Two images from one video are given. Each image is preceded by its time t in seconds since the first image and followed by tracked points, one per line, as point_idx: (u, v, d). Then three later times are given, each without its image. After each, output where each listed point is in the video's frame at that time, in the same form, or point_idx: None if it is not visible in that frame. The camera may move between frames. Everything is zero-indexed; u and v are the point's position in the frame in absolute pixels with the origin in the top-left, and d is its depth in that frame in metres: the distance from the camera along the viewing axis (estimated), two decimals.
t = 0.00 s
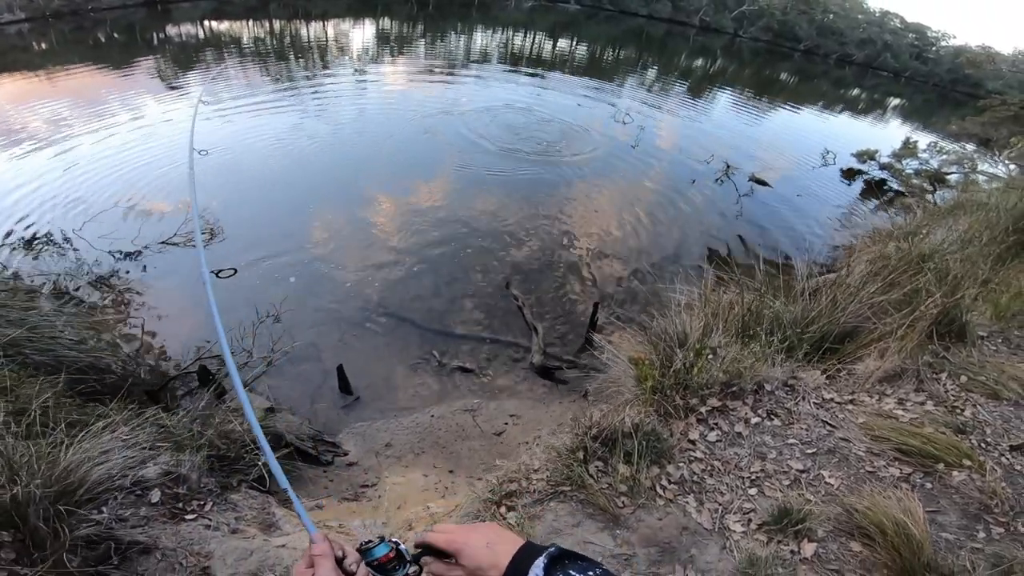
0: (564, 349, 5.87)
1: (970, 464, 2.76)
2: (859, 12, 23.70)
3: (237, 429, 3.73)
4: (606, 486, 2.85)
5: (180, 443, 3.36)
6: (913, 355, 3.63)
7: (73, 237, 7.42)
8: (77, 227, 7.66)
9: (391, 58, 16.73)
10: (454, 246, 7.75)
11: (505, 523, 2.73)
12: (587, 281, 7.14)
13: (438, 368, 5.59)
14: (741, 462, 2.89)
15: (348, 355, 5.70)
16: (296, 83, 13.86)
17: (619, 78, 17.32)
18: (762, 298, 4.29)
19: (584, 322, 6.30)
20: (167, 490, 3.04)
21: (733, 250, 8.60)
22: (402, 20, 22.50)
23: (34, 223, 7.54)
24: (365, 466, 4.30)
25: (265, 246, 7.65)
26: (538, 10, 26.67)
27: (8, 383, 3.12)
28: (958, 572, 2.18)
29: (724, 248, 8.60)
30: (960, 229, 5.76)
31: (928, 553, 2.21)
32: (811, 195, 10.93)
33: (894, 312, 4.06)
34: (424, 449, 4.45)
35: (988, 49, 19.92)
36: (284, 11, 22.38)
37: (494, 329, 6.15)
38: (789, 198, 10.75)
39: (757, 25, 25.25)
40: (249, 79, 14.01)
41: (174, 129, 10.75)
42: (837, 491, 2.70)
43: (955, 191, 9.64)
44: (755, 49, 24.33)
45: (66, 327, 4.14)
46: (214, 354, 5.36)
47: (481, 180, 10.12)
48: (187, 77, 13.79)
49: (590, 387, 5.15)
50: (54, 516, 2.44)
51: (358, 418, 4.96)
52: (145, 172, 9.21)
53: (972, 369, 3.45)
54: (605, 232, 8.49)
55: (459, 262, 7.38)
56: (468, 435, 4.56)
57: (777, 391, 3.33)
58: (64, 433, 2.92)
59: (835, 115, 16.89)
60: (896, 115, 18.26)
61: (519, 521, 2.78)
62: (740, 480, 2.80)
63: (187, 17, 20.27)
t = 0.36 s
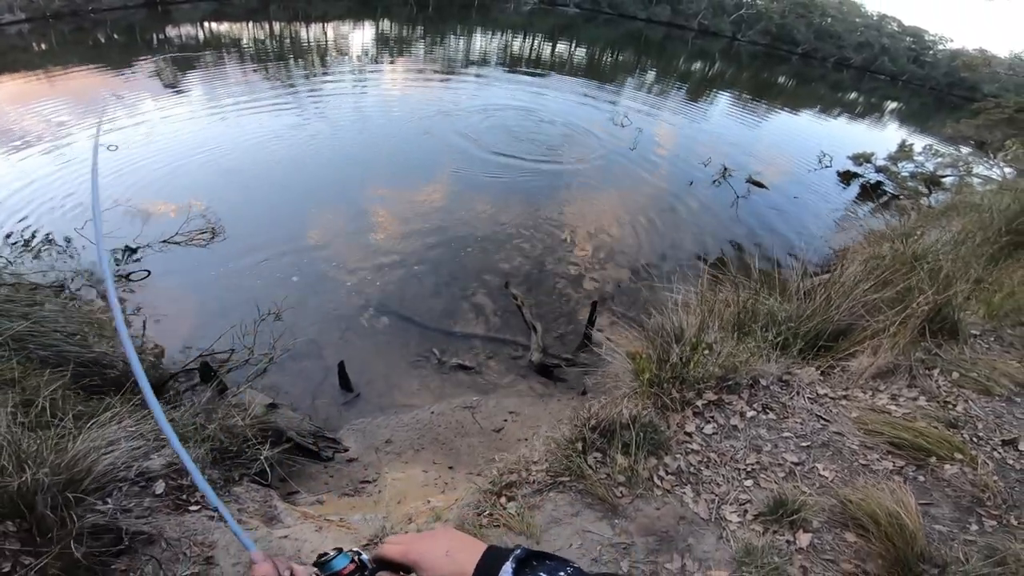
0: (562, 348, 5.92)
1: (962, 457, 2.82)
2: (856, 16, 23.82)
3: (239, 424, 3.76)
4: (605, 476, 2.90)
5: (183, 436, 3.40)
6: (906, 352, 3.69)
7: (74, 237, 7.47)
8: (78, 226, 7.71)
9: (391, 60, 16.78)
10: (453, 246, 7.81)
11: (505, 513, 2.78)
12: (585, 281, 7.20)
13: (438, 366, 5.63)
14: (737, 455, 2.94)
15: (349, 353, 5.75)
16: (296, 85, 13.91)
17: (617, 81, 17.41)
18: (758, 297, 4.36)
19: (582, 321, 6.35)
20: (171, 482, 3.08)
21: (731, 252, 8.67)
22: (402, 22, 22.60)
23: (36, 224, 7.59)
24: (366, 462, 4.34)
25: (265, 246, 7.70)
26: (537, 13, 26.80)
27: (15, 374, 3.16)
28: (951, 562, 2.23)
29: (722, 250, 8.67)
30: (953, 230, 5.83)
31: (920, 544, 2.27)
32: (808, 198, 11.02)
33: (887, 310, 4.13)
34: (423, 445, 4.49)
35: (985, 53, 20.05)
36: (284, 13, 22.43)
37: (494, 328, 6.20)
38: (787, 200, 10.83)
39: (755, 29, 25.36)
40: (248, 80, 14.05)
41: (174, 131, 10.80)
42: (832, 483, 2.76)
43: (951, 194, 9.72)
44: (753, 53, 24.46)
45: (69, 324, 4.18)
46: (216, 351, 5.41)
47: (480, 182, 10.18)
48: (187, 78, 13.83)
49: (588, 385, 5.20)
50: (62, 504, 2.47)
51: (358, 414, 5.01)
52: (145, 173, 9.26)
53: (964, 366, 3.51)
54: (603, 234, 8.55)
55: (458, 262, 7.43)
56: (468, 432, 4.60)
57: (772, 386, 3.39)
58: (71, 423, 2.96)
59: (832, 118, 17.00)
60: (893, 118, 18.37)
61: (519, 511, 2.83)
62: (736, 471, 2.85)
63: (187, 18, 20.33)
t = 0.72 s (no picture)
0: (565, 346, 5.96)
1: (959, 455, 2.85)
2: (863, 21, 23.80)
3: (246, 417, 3.82)
4: (606, 468, 2.95)
5: (193, 426, 3.46)
6: (906, 352, 3.73)
7: (83, 233, 7.57)
8: (89, 223, 7.83)
9: (397, 61, 16.90)
10: (457, 246, 7.88)
11: (508, 503, 2.83)
12: (588, 282, 7.25)
13: (441, 363, 5.68)
14: (737, 449, 2.98)
15: (353, 348, 5.81)
16: (303, 85, 14.02)
17: (622, 84, 17.47)
18: (759, 298, 4.41)
19: (586, 321, 6.39)
20: (180, 471, 3.10)
21: (733, 255, 8.70)
22: (408, 24, 22.74)
23: (47, 221, 7.71)
24: (369, 456, 4.39)
25: (272, 244, 7.79)
26: (543, 16, 26.92)
27: (29, 362, 3.23)
28: (947, 556, 2.26)
29: (725, 253, 8.71)
30: (955, 234, 5.86)
31: (918, 537, 2.30)
32: (811, 202, 11.04)
33: (887, 311, 4.18)
34: (427, 441, 4.54)
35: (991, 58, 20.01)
36: (291, 14, 22.58)
37: (497, 327, 6.25)
38: (790, 204, 10.86)
39: (761, 33, 25.33)
40: (255, 80, 14.16)
41: (182, 130, 10.91)
42: (830, 478, 2.79)
43: (954, 199, 9.73)
44: (758, 57, 24.48)
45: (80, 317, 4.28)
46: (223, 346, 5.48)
47: (485, 183, 10.25)
48: (194, 77, 13.95)
49: (590, 383, 5.24)
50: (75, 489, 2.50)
51: (362, 410, 5.06)
52: (155, 172, 9.38)
53: (964, 366, 3.53)
54: (606, 236, 8.62)
55: (462, 261, 7.49)
56: (471, 428, 4.65)
57: (772, 383, 3.43)
58: (84, 410, 3.01)
59: (836, 123, 17.01)
60: (898, 123, 18.37)
61: (522, 501, 2.88)
62: (736, 466, 2.89)
63: (196, 18, 20.51)
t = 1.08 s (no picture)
0: (572, 346, 6.00)
1: (963, 456, 2.87)
2: (881, 27, 23.42)
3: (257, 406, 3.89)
4: (612, 461, 2.98)
5: (207, 413, 3.54)
6: (913, 356, 3.74)
7: (102, 226, 7.73)
8: (108, 215, 7.98)
9: (410, 62, 17.03)
10: (467, 246, 7.94)
11: (514, 494, 2.87)
12: (597, 284, 7.29)
13: (450, 360, 5.73)
14: (742, 447, 3.00)
15: (363, 343, 5.88)
16: (317, 84, 14.16)
17: (634, 88, 17.49)
18: (767, 301, 4.45)
19: (593, 321, 6.42)
20: (193, 456, 3.15)
21: (744, 260, 8.67)
22: (423, 25, 22.92)
23: (68, 213, 7.87)
24: (377, 450, 4.45)
25: (285, 239, 7.90)
26: (557, 19, 27.02)
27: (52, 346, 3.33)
28: (948, 555, 2.30)
29: (735, 258, 8.69)
30: (968, 241, 5.84)
31: (919, 535, 2.34)
32: (823, 209, 10.99)
33: (895, 316, 4.19)
34: (433, 436, 4.59)
35: (1011, 66, 19.81)
36: (307, 14, 22.80)
37: (505, 325, 6.29)
38: (802, 210, 10.81)
39: (776, 39, 25.13)
40: (270, 78, 14.33)
41: (199, 127, 11.08)
42: (834, 477, 2.81)
43: (968, 207, 9.66)
44: (773, 63, 24.38)
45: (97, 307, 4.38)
46: (236, 337, 5.57)
47: (496, 184, 10.31)
48: (211, 75, 14.14)
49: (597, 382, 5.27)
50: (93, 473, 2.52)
51: (371, 403, 5.13)
52: (172, 167, 9.53)
53: (971, 371, 3.53)
54: (615, 239, 8.64)
55: (472, 260, 7.56)
56: (478, 424, 4.70)
57: (778, 384, 3.46)
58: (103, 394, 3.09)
59: (850, 129, 16.91)
60: (913, 131, 18.23)
61: (528, 492, 2.91)
62: (740, 462, 2.92)
63: (214, 16, 20.82)
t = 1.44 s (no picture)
0: (584, 346, 6.00)
1: (976, 461, 2.85)
2: (907, 32, 22.91)
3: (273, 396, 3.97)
4: (621, 457, 3.00)
5: (225, 400, 3.61)
6: (928, 363, 3.72)
7: (126, 219, 7.92)
8: (133, 208, 8.19)
9: (429, 62, 17.15)
10: (482, 244, 7.99)
11: (523, 486, 2.90)
12: (610, 285, 7.29)
13: (462, 356, 5.78)
14: (751, 447, 3.00)
15: (377, 337, 5.95)
16: (336, 82, 14.32)
17: (652, 90, 17.41)
18: (781, 304, 4.46)
19: (606, 322, 6.42)
20: (210, 442, 3.23)
21: (760, 265, 8.59)
22: (441, 26, 23.06)
23: (95, 205, 8.09)
24: (387, 443, 4.50)
25: (303, 234, 8.01)
26: (575, 21, 27.01)
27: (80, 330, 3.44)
28: (956, 558, 2.28)
29: (751, 263, 8.60)
30: (989, 249, 5.75)
31: (927, 538, 2.32)
32: (843, 215, 10.84)
33: (912, 322, 4.17)
34: (444, 431, 4.64)
35: None
36: (328, 12, 23.06)
37: (518, 324, 6.32)
38: (821, 216, 10.67)
39: (799, 43, 24.68)
40: (290, 76, 14.52)
41: (221, 122, 11.27)
42: (843, 480, 2.81)
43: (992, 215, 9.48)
44: (795, 67, 24.10)
45: (123, 296, 4.51)
46: (253, 328, 5.68)
47: (511, 184, 10.35)
48: (234, 72, 14.38)
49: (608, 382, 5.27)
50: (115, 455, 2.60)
51: (383, 397, 5.19)
52: (194, 162, 9.72)
53: (988, 379, 3.49)
54: (630, 241, 8.63)
55: (486, 259, 7.61)
56: (488, 420, 4.73)
57: (790, 386, 3.45)
58: (128, 378, 3.19)
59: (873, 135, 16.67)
60: (938, 137, 17.92)
61: (536, 485, 2.94)
62: (749, 462, 2.92)
63: (238, 14, 21.17)
